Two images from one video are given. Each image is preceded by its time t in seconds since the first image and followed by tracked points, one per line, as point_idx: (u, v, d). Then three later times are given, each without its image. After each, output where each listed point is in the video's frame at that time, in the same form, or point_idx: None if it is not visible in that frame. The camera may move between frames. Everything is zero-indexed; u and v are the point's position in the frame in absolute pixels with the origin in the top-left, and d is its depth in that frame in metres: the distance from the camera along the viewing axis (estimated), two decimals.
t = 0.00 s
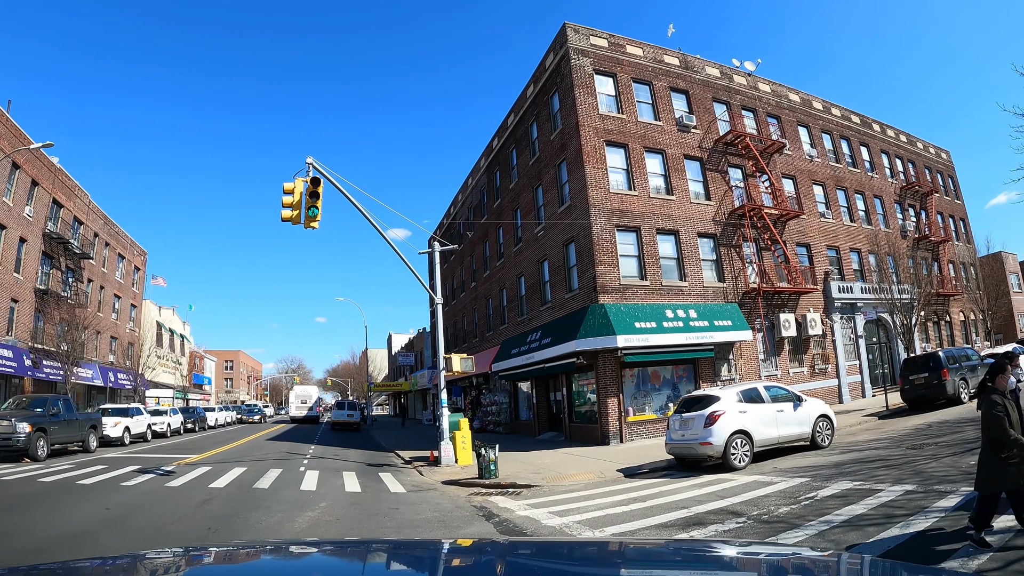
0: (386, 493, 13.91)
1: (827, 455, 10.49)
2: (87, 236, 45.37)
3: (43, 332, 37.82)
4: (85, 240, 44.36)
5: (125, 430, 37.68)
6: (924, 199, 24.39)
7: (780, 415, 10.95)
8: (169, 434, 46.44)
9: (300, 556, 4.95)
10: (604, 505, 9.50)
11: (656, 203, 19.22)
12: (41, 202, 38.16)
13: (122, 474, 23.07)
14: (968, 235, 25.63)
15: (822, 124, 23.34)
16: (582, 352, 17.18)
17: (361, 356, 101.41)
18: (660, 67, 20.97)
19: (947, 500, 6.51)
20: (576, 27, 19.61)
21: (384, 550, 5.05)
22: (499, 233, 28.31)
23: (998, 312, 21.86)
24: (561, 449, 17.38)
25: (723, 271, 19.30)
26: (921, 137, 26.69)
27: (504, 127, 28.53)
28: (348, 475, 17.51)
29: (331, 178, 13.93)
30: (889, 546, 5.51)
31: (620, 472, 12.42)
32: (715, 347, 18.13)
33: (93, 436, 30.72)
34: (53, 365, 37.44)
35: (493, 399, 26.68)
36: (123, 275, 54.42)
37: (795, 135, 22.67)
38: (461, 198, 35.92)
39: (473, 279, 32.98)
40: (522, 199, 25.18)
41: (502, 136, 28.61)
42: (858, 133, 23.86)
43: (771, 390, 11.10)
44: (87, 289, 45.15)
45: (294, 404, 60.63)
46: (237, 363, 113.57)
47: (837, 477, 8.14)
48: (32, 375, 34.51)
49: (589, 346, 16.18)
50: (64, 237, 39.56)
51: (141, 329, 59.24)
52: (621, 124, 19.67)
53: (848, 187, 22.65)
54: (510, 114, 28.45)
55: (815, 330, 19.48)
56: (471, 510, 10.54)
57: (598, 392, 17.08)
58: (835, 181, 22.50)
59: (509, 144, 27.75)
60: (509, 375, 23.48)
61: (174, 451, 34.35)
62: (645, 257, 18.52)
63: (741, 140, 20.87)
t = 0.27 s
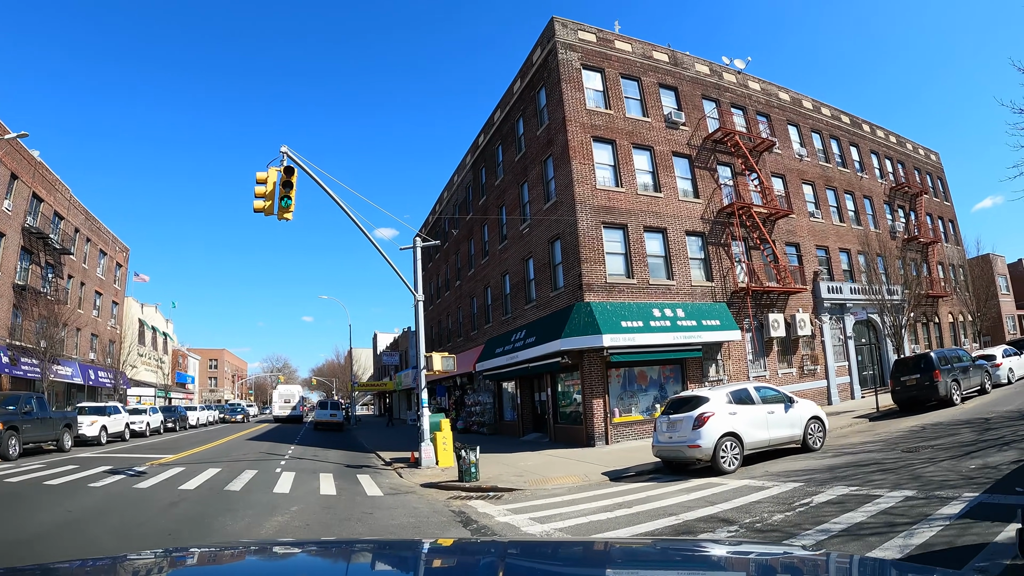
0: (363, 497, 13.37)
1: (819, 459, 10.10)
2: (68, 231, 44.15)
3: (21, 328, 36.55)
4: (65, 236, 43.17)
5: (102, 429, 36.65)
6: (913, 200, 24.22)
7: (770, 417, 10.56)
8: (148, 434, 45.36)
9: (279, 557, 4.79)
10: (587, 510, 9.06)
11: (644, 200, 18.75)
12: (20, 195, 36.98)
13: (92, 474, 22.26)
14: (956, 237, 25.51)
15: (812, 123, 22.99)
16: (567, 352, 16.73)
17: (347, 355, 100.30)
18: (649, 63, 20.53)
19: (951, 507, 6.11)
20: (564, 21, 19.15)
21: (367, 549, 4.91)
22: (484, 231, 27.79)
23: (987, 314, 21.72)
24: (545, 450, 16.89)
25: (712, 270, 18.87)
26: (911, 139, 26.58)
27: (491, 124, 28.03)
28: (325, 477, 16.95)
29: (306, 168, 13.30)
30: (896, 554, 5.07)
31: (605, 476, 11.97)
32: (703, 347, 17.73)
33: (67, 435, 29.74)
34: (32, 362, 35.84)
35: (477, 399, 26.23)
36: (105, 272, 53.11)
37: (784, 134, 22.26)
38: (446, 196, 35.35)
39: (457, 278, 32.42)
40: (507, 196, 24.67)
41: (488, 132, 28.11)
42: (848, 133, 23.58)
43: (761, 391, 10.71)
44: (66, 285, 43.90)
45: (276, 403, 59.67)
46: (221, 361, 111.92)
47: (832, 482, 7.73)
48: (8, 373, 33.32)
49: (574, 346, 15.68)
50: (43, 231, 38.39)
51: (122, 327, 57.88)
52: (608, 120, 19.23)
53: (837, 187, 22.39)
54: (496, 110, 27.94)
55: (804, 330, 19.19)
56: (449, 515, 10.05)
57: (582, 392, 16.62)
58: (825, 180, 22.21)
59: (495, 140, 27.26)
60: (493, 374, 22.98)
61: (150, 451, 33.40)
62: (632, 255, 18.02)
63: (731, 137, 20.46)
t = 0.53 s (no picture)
0: (333, 501, 12.81)
1: (809, 462, 9.69)
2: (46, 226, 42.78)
3: None
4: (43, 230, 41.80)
5: (75, 428, 35.49)
6: (901, 200, 24.07)
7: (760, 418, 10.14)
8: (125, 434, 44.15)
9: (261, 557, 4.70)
10: (565, 516, 8.57)
11: (629, 196, 18.20)
12: None
13: (57, 475, 21.38)
14: (943, 238, 25.40)
15: (800, 122, 22.57)
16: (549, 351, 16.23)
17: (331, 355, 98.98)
18: (635, 58, 20.03)
19: (956, 515, 5.68)
20: (549, 14, 18.62)
21: (350, 549, 4.82)
22: (467, 229, 27.21)
23: (974, 315, 21.58)
24: (527, 452, 16.38)
25: (698, 269, 18.38)
26: (898, 140, 26.47)
27: (474, 119, 27.47)
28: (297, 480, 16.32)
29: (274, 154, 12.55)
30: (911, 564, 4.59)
31: (587, 480, 11.49)
32: (688, 347, 17.29)
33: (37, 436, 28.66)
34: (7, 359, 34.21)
35: (459, 399, 25.69)
36: (84, 268, 51.63)
37: (772, 133, 21.76)
38: (430, 193, 34.68)
39: (440, 276, 31.80)
40: (490, 192, 24.11)
41: (472, 128, 27.54)
42: (836, 132, 23.25)
43: (750, 392, 10.29)
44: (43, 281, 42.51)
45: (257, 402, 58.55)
46: (203, 360, 109.95)
47: (826, 488, 7.30)
48: None
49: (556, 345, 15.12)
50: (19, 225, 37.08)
51: (102, 324, 56.33)
52: (594, 115, 18.72)
53: (825, 186, 22.09)
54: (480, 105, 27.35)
55: (791, 331, 18.87)
56: (422, 522, 9.52)
57: (565, 393, 16.12)
58: (813, 180, 21.88)
59: (478, 137, 26.71)
60: (474, 374, 22.42)
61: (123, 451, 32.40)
62: (617, 252, 17.42)
63: (718, 134, 19.96)
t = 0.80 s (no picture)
0: (297, 506, 12.20)
1: (797, 466, 9.26)
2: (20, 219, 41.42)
3: None
4: (17, 224, 40.45)
5: (45, 427, 34.31)
6: (887, 201, 23.91)
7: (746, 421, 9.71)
8: (98, 433, 42.92)
9: (239, 557, 4.50)
10: (540, 522, 8.09)
11: (612, 192, 17.67)
12: None
13: (15, 476, 20.46)
14: (929, 240, 25.30)
15: (786, 121, 22.16)
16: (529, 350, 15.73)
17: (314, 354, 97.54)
18: (620, 53, 19.54)
19: (961, 525, 5.24)
20: (532, 6, 18.11)
21: (330, 549, 4.63)
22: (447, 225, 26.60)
23: (959, 317, 21.44)
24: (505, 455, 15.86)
25: (682, 267, 17.85)
26: (884, 141, 26.34)
27: (456, 115, 26.87)
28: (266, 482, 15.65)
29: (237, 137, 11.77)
30: None
31: (566, 484, 10.99)
32: (672, 347, 16.84)
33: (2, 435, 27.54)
34: None
35: (438, 399, 25.10)
36: (59, 264, 50.12)
37: (758, 131, 21.34)
38: (410, 190, 33.98)
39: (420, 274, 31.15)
40: (470, 188, 23.51)
41: (453, 123, 26.92)
42: (822, 132, 22.98)
43: (737, 393, 9.84)
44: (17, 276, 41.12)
45: (234, 402, 57.34)
46: (183, 358, 107.79)
47: (819, 495, 6.84)
48: None
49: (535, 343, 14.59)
50: None
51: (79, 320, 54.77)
52: (577, 109, 18.23)
53: (811, 185, 21.81)
54: (462, 100, 26.75)
55: (776, 331, 18.54)
56: (390, 529, 8.97)
57: (545, 393, 15.62)
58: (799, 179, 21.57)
59: (460, 132, 26.11)
60: (453, 374, 21.85)
61: (92, 451, 31.34)
62: (599, 249, 16.88)
63: (703, 131, 19.46)
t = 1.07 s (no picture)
0: (258, 510, 11.54)
1: (782, 472, 8.79)
2: None
3: None
4: None
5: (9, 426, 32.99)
6: (871, 203, 23.75)
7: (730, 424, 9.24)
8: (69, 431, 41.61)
9: (216, 559, 4.13)
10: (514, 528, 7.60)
11: (593, 188, 17.13)
12: None
13: None
14: (913, 243, 25.19)
15: (771, 120, 21.81)
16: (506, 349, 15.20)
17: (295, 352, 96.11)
18: (603, 47, 19.04)
19: (970, 540, 4.77)
20: None
21: (308, 549, 4.27)
22: (425, 221, 25.94)
23: (944, 320, 21.28)
24: (480, 457, 15.30)
25: (664, 265, 17.36)
26: (868, 143, 26.24)
27: (436, 109, 26.22)
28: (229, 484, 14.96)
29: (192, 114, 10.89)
30: None
31: (540, 490, 10.45)
32: (653, 347, 16.38)
33: None
34: None
35: (413, 399, 24.45)
36: (32, 257, 48.58)
37: (743, 130, 20.95)
38: (390, 186, 33.23)
39: (398, 270, 30.44)
40: (449, 183, 22.90)
41: (433, 117, 26.29)
42: (807, 133, 22.72)
43: (720, 395, 9.37)
44: None
45: (210, 400, 56.03)
46: (161, 356, 105.53)
47: (809, 504, 6.37)
48: None
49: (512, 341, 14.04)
50: None
51: (52, 316, 53.16)
52: (558, 102, 17.72)
53: (796, 186, 21.54)
54: (442, 93, 26.09)
55: (759, 332, 18.21)
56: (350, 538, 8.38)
57: (521, 394, 15.09)
58: (783, 179, 21.26)
59: (439, 126, 25.48)
60: (429, 373, 21.22)
61: (56, 450, 30.20)
62: (579, 245, 16.34)
63: (688, 127, 18.99)
